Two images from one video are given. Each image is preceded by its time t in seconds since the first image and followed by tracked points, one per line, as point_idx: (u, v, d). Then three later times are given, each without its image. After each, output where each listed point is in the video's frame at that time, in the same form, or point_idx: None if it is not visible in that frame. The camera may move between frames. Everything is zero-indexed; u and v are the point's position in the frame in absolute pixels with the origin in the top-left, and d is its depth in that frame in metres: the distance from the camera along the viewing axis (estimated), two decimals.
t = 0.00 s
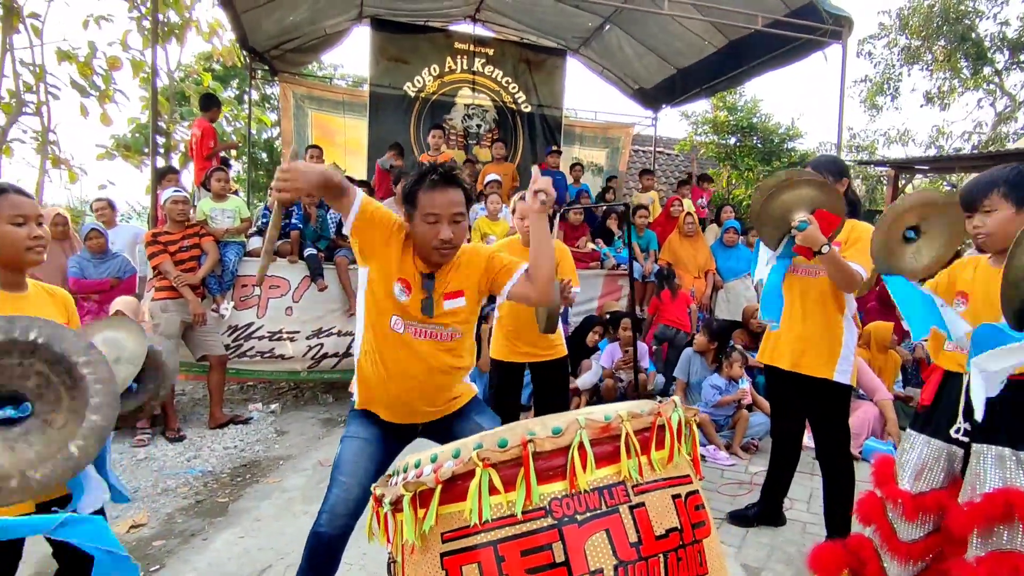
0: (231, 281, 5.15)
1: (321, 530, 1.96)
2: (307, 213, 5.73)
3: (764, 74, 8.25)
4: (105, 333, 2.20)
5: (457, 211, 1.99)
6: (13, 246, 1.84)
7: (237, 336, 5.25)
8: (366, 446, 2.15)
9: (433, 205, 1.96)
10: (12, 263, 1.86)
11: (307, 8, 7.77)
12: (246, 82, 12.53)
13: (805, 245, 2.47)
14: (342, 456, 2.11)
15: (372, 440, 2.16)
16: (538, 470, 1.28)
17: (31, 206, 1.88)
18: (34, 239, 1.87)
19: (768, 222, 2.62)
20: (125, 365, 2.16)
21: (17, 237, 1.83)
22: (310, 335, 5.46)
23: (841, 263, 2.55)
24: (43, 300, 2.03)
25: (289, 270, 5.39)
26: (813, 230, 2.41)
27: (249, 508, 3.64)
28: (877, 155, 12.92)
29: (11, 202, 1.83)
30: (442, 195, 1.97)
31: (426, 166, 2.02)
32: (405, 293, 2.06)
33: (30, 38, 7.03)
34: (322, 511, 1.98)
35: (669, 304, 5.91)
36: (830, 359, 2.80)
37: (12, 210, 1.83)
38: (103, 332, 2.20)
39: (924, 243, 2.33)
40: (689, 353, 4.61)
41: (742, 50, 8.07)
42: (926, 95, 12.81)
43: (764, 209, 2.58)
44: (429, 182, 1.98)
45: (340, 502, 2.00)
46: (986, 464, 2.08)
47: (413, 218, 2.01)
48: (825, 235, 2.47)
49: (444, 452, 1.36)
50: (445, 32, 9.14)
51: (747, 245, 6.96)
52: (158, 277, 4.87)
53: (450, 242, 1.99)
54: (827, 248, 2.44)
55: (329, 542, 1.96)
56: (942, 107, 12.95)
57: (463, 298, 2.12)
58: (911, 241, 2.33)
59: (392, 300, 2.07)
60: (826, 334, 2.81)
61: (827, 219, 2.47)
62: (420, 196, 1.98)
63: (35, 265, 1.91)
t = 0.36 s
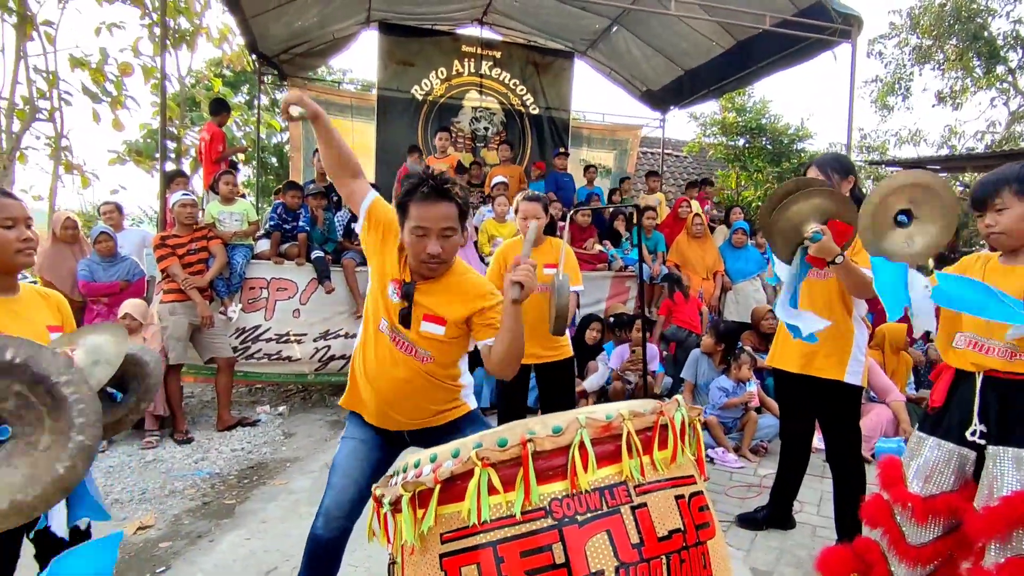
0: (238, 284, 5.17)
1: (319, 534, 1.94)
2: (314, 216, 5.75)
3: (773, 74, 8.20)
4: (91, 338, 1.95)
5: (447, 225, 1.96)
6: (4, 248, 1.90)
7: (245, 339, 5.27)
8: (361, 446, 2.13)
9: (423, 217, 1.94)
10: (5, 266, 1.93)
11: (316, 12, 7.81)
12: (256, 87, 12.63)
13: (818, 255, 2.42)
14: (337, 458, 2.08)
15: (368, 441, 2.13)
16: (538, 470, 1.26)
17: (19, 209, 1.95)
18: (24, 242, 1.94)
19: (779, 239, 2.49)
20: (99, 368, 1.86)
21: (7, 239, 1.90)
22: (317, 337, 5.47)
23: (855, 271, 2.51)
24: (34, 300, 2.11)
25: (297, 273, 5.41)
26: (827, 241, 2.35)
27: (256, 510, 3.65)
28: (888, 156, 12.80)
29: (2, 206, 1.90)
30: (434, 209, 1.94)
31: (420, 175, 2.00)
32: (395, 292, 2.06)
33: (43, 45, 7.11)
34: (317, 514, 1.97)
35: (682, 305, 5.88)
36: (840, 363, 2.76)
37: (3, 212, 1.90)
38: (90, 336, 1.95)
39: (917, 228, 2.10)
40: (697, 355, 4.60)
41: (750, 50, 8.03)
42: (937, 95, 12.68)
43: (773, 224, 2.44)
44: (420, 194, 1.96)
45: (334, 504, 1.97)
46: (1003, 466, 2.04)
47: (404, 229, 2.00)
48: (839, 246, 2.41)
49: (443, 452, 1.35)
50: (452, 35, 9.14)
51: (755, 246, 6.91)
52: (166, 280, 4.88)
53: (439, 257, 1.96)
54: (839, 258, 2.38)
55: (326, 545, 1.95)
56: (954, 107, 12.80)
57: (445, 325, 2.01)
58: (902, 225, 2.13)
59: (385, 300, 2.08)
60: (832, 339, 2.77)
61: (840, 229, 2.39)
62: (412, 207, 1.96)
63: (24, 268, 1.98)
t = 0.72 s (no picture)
0: (244, 286, 5.18)
1: (331, 544, 1.91)
2: (319, 219, 5.77)
3: (779, 74, 8.16)
4: (103, 335, 2.09)
5: (457, 238, 1.96)
6: (9, 246, 1.91)
7: (250, 342, 5.24)
8: (384, 461, 2.10)
9: (432, 231, 1.93)
10: (11, 263, 1.94)
11: (321, 17, 7.85)
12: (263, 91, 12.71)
13: (824, 242, 2.41)
14: (356, 471, 2.04)
15: (389, 454, 2.11)
16: (537, 471, 1.25)
17: (27, 208, 1.97)
18: (31, 240, 1.95)
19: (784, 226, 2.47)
20: (112, 362, 1.98)
21: (13, 237, 1.91)
22: (323, 339, 5.47)
23: (860, 260, 2.48)
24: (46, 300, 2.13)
25: (302, 275, 5.42)
26: (835, 227, 2.34)
27: (261, 512, 3.65)
28: (897, 156, 12.69)
29: (7, 205, 1.92)
30: (442, 223, 1.93)
31: (426, 188, 1.98)
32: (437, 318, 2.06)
33: (52, 52, 7.18)
34: (331, 525, 1.92)
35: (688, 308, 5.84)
36: (848, 364, 2.74)
37: (10, 212, 1.92)
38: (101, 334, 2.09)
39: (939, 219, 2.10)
40: (702, 356, 4.57)
41: (756, 51, 7.99)
42: (946, 95, 12.56)
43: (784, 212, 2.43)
44: (429, 208, 1.94)
45: (353, 515, 1.93)
46: (1013, 468, 1.99)
47: (411, 242, 1.98)
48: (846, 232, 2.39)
49: (443, 452, 1.33)
50: (457, 38, 9.15)
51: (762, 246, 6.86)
52: (172, 283, 4.89)
53: (449, 270, 1.96)
54: (846, 246, 2.38)
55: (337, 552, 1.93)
56: (963, 106, 12.68)
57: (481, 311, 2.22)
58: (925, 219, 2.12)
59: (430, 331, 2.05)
60: (838, 338, 2.75)
61: (850, 215, 2.39)
62: (418, 221, 1.93)
63: (30, 265, 1.98)
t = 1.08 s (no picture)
0: (248, 289, 5.20)
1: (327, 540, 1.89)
2: (323, 222, 5.79)
3: (783, 75, 8.15)
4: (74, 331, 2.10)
5: (473, 264, 1.89)
6: None
7: (254, 344, 5.30)
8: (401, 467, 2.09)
9: (450, 261, 1.84)
10: None
11: (324, 20, 7.88)
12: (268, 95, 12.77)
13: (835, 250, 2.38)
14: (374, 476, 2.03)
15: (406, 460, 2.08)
16: (533, 471, 1.25)
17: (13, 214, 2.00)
18: (15, 243, 1.97)
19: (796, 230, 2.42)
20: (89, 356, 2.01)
21: None
22: (326, 341, 5.49)
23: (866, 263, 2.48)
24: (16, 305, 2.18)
25: (306, 278, 5.43)
26: (845, 235, 2.32)
27: (264, 514, 3.66)
28: (902, 157, 12.64)
29: None
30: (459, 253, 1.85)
31: (443, 212, 1.89)
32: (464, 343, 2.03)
33: (59, 57, 7.24)
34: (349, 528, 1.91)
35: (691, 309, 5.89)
36: (852, 365, 2.72)
37: None
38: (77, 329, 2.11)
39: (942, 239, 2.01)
40: (705, 359, 4.57)
41: (759, 52, 7.98)
42: (952, 95, 12.48)
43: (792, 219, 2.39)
44: (446, 237, 1.84)
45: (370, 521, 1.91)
46: None
47: (427, 272, 1.90)
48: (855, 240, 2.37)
49: (440, 453, 1.33)
50: (460, 41, 9.17)
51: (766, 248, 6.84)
52: (177, 286, 4.92)
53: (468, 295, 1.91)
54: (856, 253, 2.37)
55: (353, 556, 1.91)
56: (969, 106, 12.60)
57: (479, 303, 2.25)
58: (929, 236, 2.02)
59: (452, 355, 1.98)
60: (842, 339, 2.74)
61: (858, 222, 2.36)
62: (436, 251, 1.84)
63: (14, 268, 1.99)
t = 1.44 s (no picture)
0: (249, 291, 5.22)
1: (326, 539, 1.87)
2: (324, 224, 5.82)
3: (784, 76, 8.16)
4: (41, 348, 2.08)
5: (445, 232, 1.97)
6: None
7: (256, 346, 5.32)
8: (371, 453, 2.12)
9: (420, 227, 1.94)
10: None
11: (326, 23, 7.91)
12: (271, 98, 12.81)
13: (831, 259, 2.39)
14: (346, 463, 2.06)
15: (377, 446, 2.13)
16: (529, 472, 1.26)
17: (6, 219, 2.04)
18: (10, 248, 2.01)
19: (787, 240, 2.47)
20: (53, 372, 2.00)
21: None
22: (328, 343, 5.50)
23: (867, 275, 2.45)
24: None
25: (307, 280, 5.44)
26: (840, 244, 2.32)
27: (266, 516, 3.67)
28: (904, 157, 12.63)
29: None
30: (428, 218, 1.94)
31: (413, 185, 1.99)
32: (387, 304, 2.07)
33: (62, 61, 7.28)
34: (324, 520, 1.89)
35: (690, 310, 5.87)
36: (845, 364, 2.74)
37: None
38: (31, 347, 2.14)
39: (919, 294, 2.10)
40: (705, 361, 4.57)
41: (761, 54, 7.99)
42: (954, 95, 12.47)
43: (790, 225, 2.42)
44: (414, 204, 1.96)
45: (344, 508, 1.90)
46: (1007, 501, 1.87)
47: (402, 239, 2.00)
48: (850, 247, 2.38)
49: (437, 454, 1.34)
50: (462, 43, 9.20)
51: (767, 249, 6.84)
52: (179, 288, 4.94)
53: (441, 262, 1.98)
54: (853, 260, 2.36)
55: (333, 551, 1.88)
56: (971, 107, 12.59)
57: (454, 321, 2.06)
58: (905, 291, 2.12)
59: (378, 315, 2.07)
60: (839, 339, 2.74)
61: (850, 230, 2.38)
62: (407, 218, 1.96)
63: None
